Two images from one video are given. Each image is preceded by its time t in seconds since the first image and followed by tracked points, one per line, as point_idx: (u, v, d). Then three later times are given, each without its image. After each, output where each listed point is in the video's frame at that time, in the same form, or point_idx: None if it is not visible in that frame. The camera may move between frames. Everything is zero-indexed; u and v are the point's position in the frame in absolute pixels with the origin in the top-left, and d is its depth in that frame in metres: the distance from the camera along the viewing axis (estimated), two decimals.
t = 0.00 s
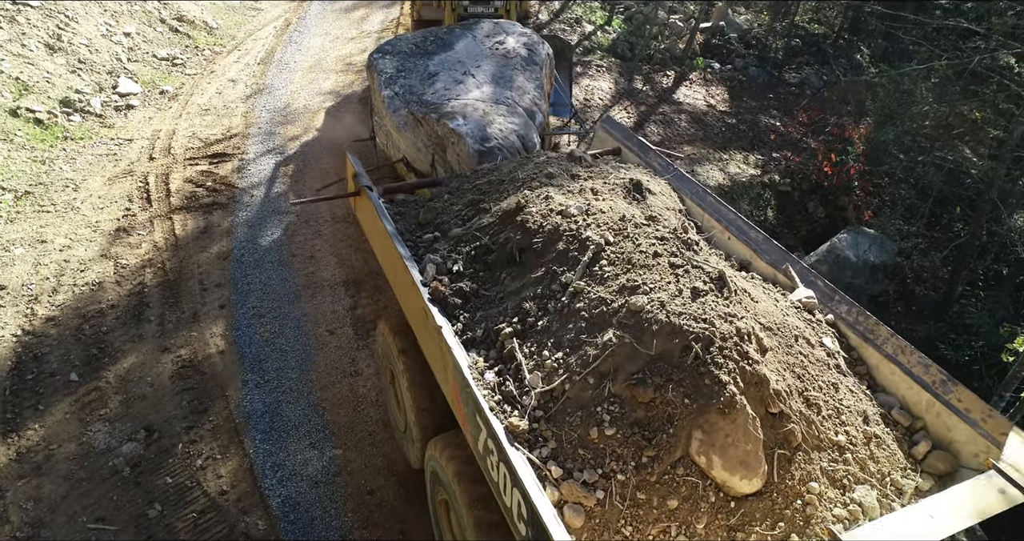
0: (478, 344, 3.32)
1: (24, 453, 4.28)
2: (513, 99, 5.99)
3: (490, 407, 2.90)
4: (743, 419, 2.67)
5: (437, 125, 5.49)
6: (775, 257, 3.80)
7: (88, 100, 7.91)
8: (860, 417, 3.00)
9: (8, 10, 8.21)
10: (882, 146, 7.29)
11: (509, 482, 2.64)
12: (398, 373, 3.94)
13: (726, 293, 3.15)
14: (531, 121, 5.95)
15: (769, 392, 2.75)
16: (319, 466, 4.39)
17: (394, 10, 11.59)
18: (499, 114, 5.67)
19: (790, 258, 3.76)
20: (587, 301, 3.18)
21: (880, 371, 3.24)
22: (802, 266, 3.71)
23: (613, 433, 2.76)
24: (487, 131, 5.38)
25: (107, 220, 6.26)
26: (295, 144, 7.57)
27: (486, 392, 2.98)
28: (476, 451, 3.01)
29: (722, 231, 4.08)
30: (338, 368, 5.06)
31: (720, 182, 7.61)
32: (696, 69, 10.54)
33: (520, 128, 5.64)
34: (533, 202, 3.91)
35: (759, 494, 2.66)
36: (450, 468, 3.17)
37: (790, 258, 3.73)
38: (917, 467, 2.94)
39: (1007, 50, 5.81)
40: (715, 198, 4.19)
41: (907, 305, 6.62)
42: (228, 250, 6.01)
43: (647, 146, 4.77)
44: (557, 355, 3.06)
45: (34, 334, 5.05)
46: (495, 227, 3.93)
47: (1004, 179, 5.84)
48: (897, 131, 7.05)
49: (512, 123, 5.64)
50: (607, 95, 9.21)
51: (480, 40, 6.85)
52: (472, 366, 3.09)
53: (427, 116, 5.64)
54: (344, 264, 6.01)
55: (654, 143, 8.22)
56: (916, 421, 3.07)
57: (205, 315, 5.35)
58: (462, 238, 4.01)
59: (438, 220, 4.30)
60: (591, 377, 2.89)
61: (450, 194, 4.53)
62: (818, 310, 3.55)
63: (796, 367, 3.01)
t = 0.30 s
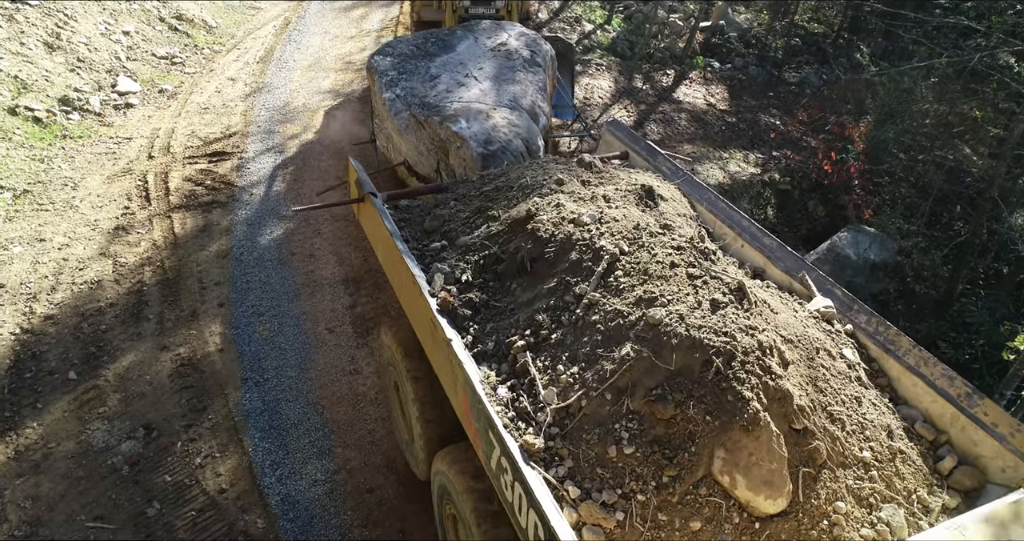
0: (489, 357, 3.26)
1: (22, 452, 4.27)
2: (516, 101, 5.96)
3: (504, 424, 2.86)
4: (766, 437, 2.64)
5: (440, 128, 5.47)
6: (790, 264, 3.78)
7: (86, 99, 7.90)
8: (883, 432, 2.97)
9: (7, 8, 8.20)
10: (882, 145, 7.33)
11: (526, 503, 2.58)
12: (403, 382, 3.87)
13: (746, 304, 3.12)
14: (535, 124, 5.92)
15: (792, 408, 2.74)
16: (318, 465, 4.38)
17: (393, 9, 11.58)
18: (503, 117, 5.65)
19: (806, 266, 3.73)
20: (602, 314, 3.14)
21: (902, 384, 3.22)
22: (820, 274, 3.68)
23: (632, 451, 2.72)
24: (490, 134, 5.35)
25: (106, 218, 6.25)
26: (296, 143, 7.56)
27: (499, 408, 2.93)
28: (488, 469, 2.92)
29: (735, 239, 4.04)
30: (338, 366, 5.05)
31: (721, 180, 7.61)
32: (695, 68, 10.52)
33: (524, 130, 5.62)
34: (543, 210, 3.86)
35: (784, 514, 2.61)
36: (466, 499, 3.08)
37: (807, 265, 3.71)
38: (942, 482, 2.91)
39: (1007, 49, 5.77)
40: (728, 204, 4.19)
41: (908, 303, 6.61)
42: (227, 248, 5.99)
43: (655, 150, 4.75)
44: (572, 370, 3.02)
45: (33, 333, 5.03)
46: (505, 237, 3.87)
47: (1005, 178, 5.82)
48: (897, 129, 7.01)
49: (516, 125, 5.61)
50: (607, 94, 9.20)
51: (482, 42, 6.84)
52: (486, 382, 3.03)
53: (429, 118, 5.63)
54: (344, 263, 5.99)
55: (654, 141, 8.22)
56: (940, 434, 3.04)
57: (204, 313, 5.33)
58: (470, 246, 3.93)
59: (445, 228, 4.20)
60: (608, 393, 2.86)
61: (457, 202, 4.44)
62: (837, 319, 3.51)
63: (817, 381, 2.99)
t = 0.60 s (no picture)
0: (501, 372, 3.15)
1: (20, 450, 4.25)
2: (520, 102, 5.96)
3: (519, 443, 2.73)
4: (794, 457, 2.51)
5: (443, 130, 5.48)
6: (806, 271, 3.71)
7: (85, 97, 7.88)
8: (910, 447, 2.86)
9: (6, 7, 8.18)
10: (882, 143, 7.39)
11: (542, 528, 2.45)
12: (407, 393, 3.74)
13: (768, 316, 3.00)
14: (539, 125, 5.91)
15: (820, 425, 2.61)
16: (318, 462, 4.37)
17: (393, 8, 11.57)
18: (507, 118, 5.64)
19: (823, 274, 3.64)
20: (619, 326, 3.00)
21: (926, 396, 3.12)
22: (837, 282, 3.58)
23: (654, 472, 2.59)
24: (493, 137, 5.35)
25: (105, 217, 6.23)
26: (296, 142, 7.54)
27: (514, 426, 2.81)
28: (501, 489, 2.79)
29: (749, 245, 3.96)
30: (337, 364, 5.03)
31: (721, 179, 7.59)
32: (695, 67, 10.51)
33: (529, 132, 5.62)
34: (554, 218, 3.70)
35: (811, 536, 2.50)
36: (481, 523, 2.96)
37: (824, 273, 3.62)
38: (971, 499, 2.82)
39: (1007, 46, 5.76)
40: (740, 209, 4.10)
41: (908, 302, 6.59)
42: (227, 246, 5.98)
43: (664, 154, 4.69)
44: (588, 387, 2.88)
45: (31, 331, 5.01)
46: (515, 246, 3.71)
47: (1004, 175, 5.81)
48: (898, 127, 7.12)
49: (520, 127, 5.60)
50: (607, 93, 9.19)
51: (483, 43, 6.83)
52: (501, 399, 2.93)
53: (431, 122, 5.63)
54: (343, 261, 5.98)
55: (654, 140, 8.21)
56: (968, 449, 2.94)
57: (203, 311, 5.32)
58: (477, 255, 3.78)
59: (452, 235, 4.06)
60: (627, 409, 2.73)
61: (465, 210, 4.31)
62: (857, 329, 3.39)
63: (841, 395, 2.87)
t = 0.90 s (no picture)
0: (513, 387, 3.06)
1: (18, 448, 4.23)
2: (523, 105, 5.94)
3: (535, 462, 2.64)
4: (823, 477, 2.45)
5: (445, 134, 5.45)
6: (824, 280, 3.65)
7: (84, 96, 7.86)
8: (938, 463, 2.87)
9: (4, 5, 8.16)
10: (882, 142, 7.38)
11: None
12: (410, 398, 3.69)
13: (791, 329, 2.96)
14: (542, 129, 5.89)
15: (848, 443, 2.56)
16: (317, 461, 4.35)
17: (393, 7, 11.56)
18: (510, 121, 5.62)
19: (841, 282, 3.60)
20: (637, 341, 2.93)
21: (951, 408, 3.08)
22: (856, 291, 3.54)
23: (676, 493, 2.51)
24: (496, 140, 5.33)
25: (104, 215, 6.21)
26: (295, 140, 7.52)
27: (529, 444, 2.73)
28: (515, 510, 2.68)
29: (763, 252, 3.91)
30: (336, 362, 5.01)
31: (721, 177, 7.58)
32: (695, 66, 10.49)
33: (533, 136, 5.59)
34: (566, 227, 3.63)
35: None
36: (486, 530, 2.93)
37: (844, 282, 3.58)
38: (1002, 516, 2.81)
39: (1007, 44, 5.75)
40: (752, 215, 4.09)
41: (909, 301, 6.57)
42: (226, 245, 5.96)
43: (672, 158, 4.64)
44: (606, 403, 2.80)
45: (29, 329, 5.00)
46: (525, 255, 3.63)
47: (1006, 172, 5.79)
48: (898, 125, 7.16)
49: (525, 130, 5.57)
50: (606, 91, 9.17)
51: (485, 45, 6.81)
52: (513, 416, 2.83)
53: (433, 125, 5.59)
54: (342, 259, 5.95)
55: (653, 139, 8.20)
56: (996, 463, 2.92)
57: (202, 310, 5.30)
58: (485, 266, 3.68)
59: (459, 244, 3.96)
60: (647, 427, 2.65)
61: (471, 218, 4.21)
62: (878, 340, 3.37)
63: (866, 409, 2.86)
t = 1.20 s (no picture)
0: (527, 402, 3.02)
1: (16, 447, 4.21)
2: (526, 108, 5.95)
3: (554, 484, 2.61)
4: (852, 498, 2.48)
5: (447, 137, 5.40)
6: (841, 288, 3.69)
7: (82, 94, 7.83)
8: (967, 479, 2.86)
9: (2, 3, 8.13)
10: (883, 140, 7.37)
11: None
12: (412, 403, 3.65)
13: (816, 342, 2.97)
14: (546, 132, 5.89)
15: (878, 462, 2.59)
16: (317, 459, 4.34)
17: (392, 6, 11.56)
18: (513, 124, 5.63)
19: (861, 291, 3.64)
20: (656, 356, 2.91)
21: (977, 421, 3.11)
22: (875, 299, 3.60)
23: (702, 516, 2.50)
24: (501, 145, 5.32)
25: (102, 214, 6.19)
26: (296, 138, 7.52)
27: (546, 464, 2.70)
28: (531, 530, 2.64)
29: (777, 259, 3.95)
30: (336, 360, 5.00)
31: (721, 176, 7.57)
32: (695, 65, 10.47)
33: (538, 141, 5.59)
34: (579, 235, 3.57)
35: None
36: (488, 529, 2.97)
37: (861, 290, 3.62)
38: None
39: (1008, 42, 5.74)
40: (763, 220, 4.11)
41: (909, 299, 6.55)
42: (226, 243, 5.95)
43: (682, 163, 4.62)
44: (627, 420, 2.79)
45: (28, 327, 4.98)
46: (537, 266, 3.57)
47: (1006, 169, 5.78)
48: (898, 123, 7.15)
49: (529, 134, 5.59)
50: (607, 89, 9.14)
51: (487, 46, 6.77)
52: (531, 436, 2.81)
53: (436, 129, 5.53)
54: (341, 258, 5.93)
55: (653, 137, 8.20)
56: None
57: (201, 308, 5.28)
58: (495, 278, 3.61)
59: (465, 254, 3.86)
60: (669, 447, 2.64)
61: (479, 223, 4.15)
62: (900, 350, 3.41)
63: (894, 426, 2.87)
